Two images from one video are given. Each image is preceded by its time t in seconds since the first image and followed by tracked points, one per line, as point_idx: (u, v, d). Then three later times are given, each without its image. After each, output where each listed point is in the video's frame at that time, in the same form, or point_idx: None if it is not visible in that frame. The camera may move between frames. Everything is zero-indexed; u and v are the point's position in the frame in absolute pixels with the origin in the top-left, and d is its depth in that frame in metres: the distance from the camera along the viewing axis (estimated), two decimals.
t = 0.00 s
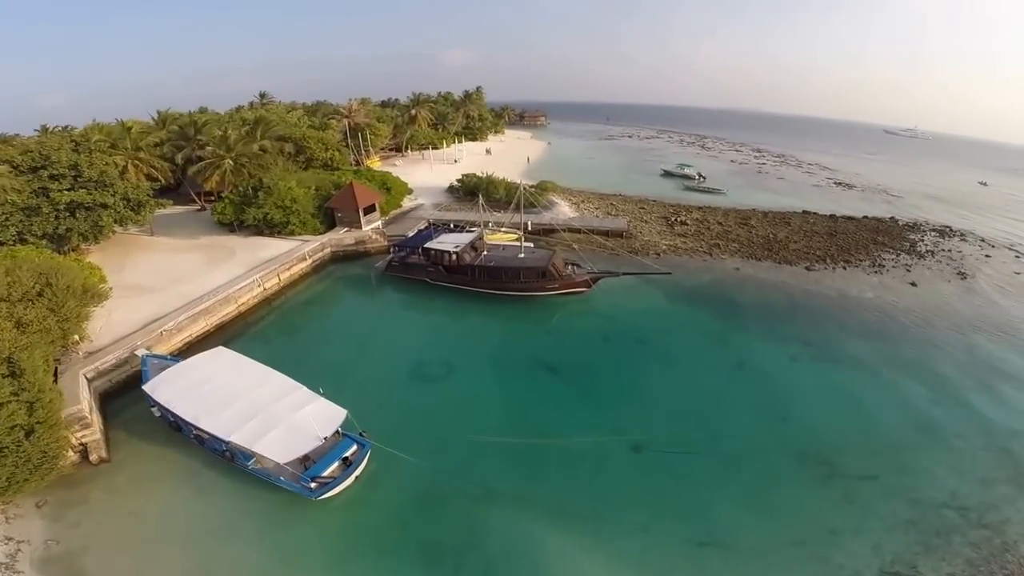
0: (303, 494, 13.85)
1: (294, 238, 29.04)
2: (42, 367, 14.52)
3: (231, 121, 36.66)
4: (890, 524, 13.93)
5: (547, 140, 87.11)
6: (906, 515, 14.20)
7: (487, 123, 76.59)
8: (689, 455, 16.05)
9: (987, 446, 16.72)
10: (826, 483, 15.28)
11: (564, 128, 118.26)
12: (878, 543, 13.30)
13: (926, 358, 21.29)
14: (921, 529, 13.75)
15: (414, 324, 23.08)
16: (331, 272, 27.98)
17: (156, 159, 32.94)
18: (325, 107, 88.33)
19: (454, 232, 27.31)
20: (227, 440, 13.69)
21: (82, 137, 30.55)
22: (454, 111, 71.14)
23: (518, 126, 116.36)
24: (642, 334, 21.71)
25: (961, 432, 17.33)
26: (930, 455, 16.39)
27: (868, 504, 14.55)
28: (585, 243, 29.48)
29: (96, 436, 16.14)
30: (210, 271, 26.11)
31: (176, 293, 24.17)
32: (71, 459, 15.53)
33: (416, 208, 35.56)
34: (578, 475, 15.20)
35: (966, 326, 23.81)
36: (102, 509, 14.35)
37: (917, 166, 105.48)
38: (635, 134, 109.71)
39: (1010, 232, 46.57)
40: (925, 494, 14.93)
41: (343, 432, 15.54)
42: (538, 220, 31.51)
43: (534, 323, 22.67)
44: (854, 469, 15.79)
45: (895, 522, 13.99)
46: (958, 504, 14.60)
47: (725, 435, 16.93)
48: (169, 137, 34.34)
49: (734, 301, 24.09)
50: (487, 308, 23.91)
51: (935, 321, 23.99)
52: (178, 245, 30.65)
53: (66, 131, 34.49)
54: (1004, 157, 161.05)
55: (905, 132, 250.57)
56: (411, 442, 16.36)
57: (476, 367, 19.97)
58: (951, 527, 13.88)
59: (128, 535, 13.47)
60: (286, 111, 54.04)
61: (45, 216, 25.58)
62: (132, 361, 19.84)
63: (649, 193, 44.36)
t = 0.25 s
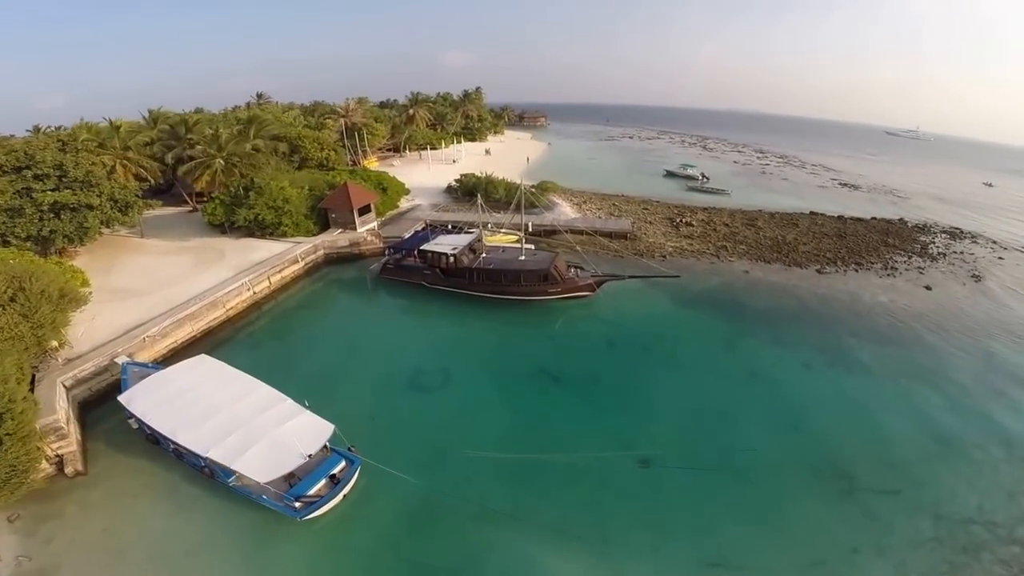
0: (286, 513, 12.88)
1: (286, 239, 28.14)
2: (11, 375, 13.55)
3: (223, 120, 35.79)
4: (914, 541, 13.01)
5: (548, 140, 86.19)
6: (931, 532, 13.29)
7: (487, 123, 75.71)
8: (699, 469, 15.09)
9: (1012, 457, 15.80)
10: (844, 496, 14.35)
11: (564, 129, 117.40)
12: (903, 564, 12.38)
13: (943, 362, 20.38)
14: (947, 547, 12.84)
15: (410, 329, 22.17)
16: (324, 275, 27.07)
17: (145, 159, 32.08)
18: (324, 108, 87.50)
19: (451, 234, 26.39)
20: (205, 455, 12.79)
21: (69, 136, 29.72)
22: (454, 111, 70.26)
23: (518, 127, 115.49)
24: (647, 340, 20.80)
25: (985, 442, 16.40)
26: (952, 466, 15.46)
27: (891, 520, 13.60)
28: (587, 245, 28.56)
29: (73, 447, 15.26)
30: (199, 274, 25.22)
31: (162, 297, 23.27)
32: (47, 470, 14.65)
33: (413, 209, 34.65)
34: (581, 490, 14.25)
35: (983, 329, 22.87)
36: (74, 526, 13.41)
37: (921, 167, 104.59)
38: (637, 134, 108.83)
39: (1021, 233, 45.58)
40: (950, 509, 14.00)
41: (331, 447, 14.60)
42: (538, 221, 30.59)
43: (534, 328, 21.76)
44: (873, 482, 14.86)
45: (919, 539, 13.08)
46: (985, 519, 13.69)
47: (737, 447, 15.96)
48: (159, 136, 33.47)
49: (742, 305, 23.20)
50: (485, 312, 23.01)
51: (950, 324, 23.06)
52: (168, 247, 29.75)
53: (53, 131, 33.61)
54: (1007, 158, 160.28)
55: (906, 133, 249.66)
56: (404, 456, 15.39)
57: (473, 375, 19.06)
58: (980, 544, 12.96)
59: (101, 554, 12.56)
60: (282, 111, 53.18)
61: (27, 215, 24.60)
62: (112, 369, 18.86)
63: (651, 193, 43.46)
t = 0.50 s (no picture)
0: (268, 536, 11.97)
1: (278, 241, 27.19)
2: None
3: (214, 119, 34.87)
4: (943, 561, 12.13)
5: (547, 141, 85.36)
6: (960, 551, 12.40)
7: (485, 124, 74.89)
8: (712, 485, 14.14)
9: None
10: (865, 513, 13.43)
11: (563, 130, 116.70)
12: None
13: (961, 367, 19.51)
14: (979, 568, 11.95)
15: (405, 334, 21.28)
16: (317, 278, 26.17)
17: (133, 159, 31.15)
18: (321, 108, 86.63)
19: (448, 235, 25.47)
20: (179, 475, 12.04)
21: (53, 136, 28.77)
22: (452, 112, 69.44)
23: (517, 128, 114.70)
24: (653, 346, 19.89)
25: (1010, 452, 15.50)
26: (977, 478, 14.58)
27: (917, 538, 12.69)
28: (589, 247, 27.64)
29: (46, 460, 14.33)
30: (187, 276, 24.31)
31: (148, 301, 22.34)
32: (17, 484, 13.71)
33: (409, 210, 33.72)
34: (584, 509, 13.30)
35: (1002, 332, 21.96)
36: (46, 544, 12.49)
37: (923, 169, 103.89)
38: (636, 135, 108.22)
39: None
40: (978, 526, 13.12)
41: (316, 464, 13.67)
42: (538, 222, 29.69)
43: (534, 334, 20.86)
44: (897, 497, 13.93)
45: (948, 559, 12.17)
46: (1016, 536, 12.81)
47: (751, 461, 15.02)
48: (148, 135, 32.55)
49: (750, 309, 22.34)
50: (483, 317, 22.12)
51: (967, 327, 22.16)
52: (156, 249, 28.81)
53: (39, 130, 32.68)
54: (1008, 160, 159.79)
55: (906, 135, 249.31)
56: (397, 473, 14.43)
57: (470, 383, 18.16)
58: (1013, 564, 12.08)
59: None
60: (278, 110, 52.26)
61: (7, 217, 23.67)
62: (89, 377, 17.80)
63: (653, 194, 42.59)
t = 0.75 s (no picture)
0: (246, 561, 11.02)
1: (268, 242, 26.28)
2: None
3: (204, 118, 33.95)
4: None
5: (545, 142, 84.46)
6: (995, 572, 11.50)
7: (483, 125, 74.02)
8: (725, 504, 13.17)
9: None
10: (891, 531, 12.52)
11: (562, 131, 115.84)
12: None
13: (981, 372, 18.65)
14: None
15: (400, 340, 20.38)
16: (309, 281, 25.27)
17: (120, 159, 30.22)
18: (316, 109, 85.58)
19: (444, 237, 24.57)
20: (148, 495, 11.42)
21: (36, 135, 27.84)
22: (450, 112, 68.55)
23: (515, 129, 113.81)
24: (658, 354, 19.02)
25: None
26: (1008, 492, 13.69)
27: (948, 559, 11.79)
28: (590, 249, 26.75)
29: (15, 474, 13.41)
30: (173, 279, 23.40)
31: (132, 305, 21.41)
32: None
33: (405, 211, 32.82)
34: (590, 531, 12.36)
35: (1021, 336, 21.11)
36: (11, 566, 11.55)
37: (924, 170, 103.21)
38: (635, 136, 107.47)
39: None
40: (1013, 544, 12.23)
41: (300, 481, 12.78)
42: (537, 223, 28.81)
43: (534, 340, 19.97)
44: (924, 514, 13.01)
45: None
46: None
47: (767, 477, 14.06)
48: (135, 135, 31.63)
49: (758, 314, 21.50)
50: (481, 322, 21.23)
51: (984, 330, 21.31)
52: (143, 250, 27.85)
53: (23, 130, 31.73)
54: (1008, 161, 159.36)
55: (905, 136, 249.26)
56: (388, 491, 13.46)
57: (467, 393, 17.26)
58: None
59: None
60: (272, 110, 51.31)
61: None
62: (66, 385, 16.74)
63: (655, 195, 41.74)
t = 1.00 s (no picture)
0: None
1: (257, 244, 25.35)
2: None
3: (193, 117, 33.02)
4: None
5: (543, 144, 83.56)
6: None
7: (480, 125, 73.16)
8: (743, 525, 12.25)
9: None
10: (919, 553, 11.67)
11: (560, 132, 115.01)
12: None
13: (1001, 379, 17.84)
14: None
15: (393, 347, 19.48)
16: (299, 284, 24.36)
17: (105, 158, 29.27)
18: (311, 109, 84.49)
19: (438, 238, 23.67)
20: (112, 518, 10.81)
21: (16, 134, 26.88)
22: (447, 113, 67.63)
23: (513, 130, 112.90)
24: (663, 362, 18.16)
25: None
26: None
27: None
28: (590, 251, 25.88)
29: None
30: (158, 282, 22.49)
31: (113, 309, 20.47)
32: None
33: (399, 212, 31.90)
34: (597, 555, 11.45)
35: None
36: None
37: (925, 171, 102.65)
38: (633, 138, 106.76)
39: None
40: None
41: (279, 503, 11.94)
42: (535, 225, 27.93)
43: (533, 348, 19.08)
44: (953, 534, 12.17)
45: None
46: None
47: (784, 494, 13.16)
48: (121, 134, 30.67)
49: (766, 319, 20.68)
50: (478, 327, 20.34)
51: (1000, 335, 20.50)
52: (128, 252, 26.89)
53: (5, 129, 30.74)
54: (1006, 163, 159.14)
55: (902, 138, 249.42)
56: (379, 511, 12.53)
57: (464, 404, 16.36)
58: None
59: None
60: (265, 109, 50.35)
61: None
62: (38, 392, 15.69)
63: (655, 196, 40.90)
